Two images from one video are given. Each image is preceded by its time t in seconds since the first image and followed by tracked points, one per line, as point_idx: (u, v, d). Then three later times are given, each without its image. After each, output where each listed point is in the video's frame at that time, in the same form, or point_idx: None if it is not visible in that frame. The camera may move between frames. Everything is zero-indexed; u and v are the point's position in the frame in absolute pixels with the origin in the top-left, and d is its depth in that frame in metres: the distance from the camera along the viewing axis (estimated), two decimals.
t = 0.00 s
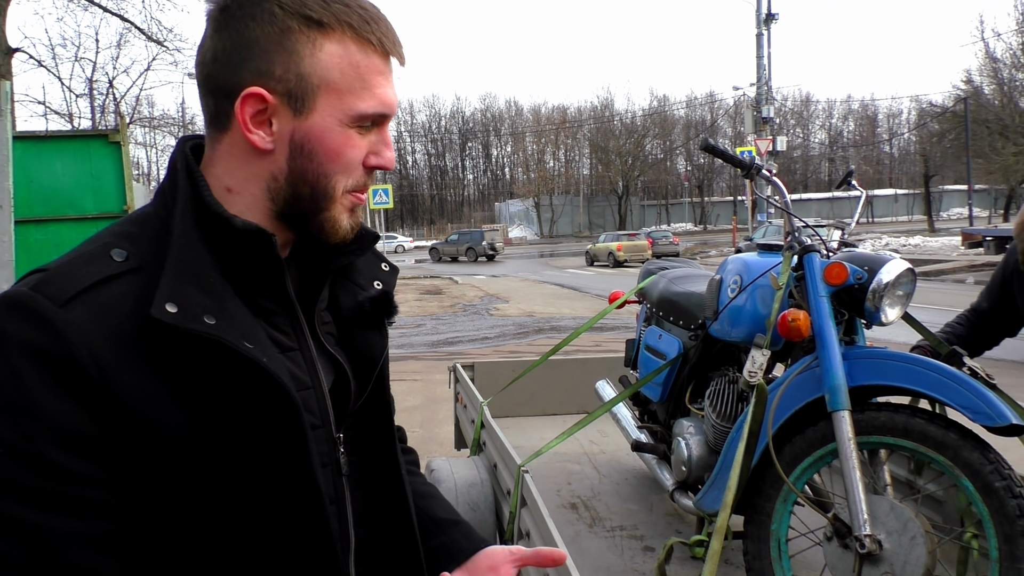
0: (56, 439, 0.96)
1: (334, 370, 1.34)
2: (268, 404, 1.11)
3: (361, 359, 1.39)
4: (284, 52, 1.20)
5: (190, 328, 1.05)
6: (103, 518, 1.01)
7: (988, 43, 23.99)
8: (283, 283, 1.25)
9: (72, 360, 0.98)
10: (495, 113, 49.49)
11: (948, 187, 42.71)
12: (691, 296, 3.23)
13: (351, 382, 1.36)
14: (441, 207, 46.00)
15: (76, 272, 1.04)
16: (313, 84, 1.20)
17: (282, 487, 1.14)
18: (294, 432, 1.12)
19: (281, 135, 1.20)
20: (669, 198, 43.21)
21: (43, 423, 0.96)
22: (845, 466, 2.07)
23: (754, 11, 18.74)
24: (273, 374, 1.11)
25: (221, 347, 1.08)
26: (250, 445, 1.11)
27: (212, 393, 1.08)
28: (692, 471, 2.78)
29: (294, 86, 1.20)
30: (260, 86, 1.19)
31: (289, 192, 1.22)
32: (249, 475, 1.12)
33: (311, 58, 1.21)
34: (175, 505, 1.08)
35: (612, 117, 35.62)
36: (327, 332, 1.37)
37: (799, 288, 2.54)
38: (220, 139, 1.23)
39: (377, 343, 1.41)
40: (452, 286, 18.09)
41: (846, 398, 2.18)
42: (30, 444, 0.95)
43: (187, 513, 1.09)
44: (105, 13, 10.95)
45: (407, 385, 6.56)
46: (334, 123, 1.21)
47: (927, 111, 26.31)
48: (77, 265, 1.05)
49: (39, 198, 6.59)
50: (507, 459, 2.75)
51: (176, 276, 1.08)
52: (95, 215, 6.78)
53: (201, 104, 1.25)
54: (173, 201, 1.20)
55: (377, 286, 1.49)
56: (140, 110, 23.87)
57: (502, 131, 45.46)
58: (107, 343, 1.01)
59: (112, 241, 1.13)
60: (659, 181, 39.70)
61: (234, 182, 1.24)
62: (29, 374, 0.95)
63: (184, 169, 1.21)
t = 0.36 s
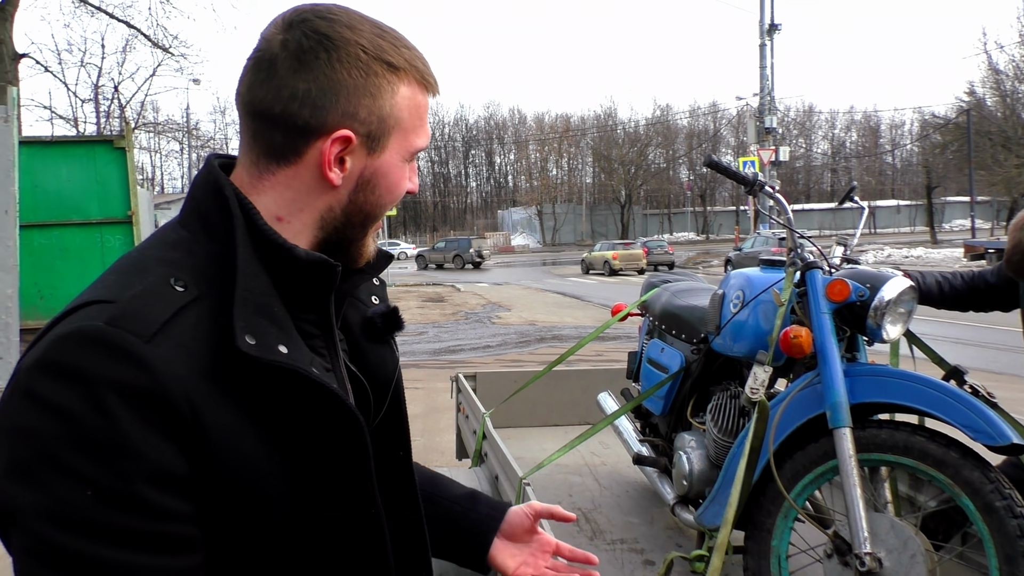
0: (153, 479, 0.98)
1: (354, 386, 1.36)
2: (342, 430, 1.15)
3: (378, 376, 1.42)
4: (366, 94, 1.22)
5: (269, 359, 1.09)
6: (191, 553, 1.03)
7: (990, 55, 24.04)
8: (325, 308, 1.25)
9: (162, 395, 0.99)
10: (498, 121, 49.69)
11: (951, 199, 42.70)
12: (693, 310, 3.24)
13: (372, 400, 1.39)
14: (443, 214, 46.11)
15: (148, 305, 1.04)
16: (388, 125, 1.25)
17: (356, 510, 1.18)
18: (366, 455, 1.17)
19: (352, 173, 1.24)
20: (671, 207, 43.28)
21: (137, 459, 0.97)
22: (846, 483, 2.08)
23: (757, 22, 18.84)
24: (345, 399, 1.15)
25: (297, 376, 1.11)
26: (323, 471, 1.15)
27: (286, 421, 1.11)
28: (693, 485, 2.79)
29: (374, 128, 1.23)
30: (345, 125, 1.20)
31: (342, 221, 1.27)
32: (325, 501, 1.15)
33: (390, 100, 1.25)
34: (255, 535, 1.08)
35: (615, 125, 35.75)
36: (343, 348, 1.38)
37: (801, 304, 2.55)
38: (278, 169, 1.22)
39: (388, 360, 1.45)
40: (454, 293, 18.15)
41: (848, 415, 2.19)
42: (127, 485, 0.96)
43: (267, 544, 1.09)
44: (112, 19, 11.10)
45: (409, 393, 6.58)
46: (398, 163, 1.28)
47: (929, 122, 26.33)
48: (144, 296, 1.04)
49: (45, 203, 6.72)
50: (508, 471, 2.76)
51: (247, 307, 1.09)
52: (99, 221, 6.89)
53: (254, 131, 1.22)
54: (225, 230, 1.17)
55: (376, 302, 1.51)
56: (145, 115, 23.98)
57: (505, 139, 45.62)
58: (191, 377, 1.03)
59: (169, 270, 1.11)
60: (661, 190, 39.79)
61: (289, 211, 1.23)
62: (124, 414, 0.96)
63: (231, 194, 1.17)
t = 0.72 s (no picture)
0: (199, 481, 1.08)
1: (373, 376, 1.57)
2: (369, 415, 1.27)
3: (394, 365, 1.63)
4: (372, 101, 1.28)
5: (303, 357, 1.20)
6: (238, 551, 1.13)
7: (994, 65, 23.99)
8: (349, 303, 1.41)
9: (207, 399, 1.09)
10: (502, 128, 49.77)
11: (954, 208, 42.58)
12: (696, 319, 3.25)
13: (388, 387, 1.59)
14: (446, 221, 46.11)
15: (185, 315, 1.14)
16: (395, 129, 1.32)
17: (387, 493, 1.30)
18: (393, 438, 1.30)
19: (361, 177, 1.31)
20: (674, 215, 43.22)
21: (187, 461, 1.07)
22: (849, 493, 2.08)
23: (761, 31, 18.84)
24: (371, 386, 1.28)
25: (329, 370, 1.23)
26: (354, 456, 1.27)
27: (316, 413, 1.24)
28: (695, 495, 2.78)
29: (380, 132, 1.30)
30: (352, 129, 1.27)
31: (354, 224, 1.34)
32: (356, 485, 1.28)
33: (396, 105, 1.31)
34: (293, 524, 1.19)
35: (618, 133, 35.75)
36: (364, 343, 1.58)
37: (804, 314, 2.56)
38: (290, 176, 1.28)
39: (402, 349, 1.66)
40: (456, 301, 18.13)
41: (851, 426, 2.18)
42: (176, 489, 1.06)
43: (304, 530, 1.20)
44: (119, 27, 11.17)
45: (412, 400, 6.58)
46: (406, 165, 1.35)
47: (933, 132, 26.27)
48: (178, 306, 1.14)
49: (49, 210, 6.89)
50: (511, 480, 2.75)
51: (278, 308, 1.22)
52: (103, 226, 7.11)
53: (265, 140, 1.28)
54: (242, 235, 1.26)
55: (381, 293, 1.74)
56: (149, 121, 24.06)
57: (508, 146, 45.66)
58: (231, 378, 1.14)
59: (195, 277, 1.20)
60: (664, 198, 39.76)
61: (300, 217, 1.30)
62: (170, 419, 1.06)
63: (248, 201, 1.26)
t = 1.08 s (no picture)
0: (178, 490, 1.09)
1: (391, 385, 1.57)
2: (358, 428, 1.28)
3: (414, 376, 1.62)
4: (245, 79, 1.33)
5: (289, 368, 1.21)
6: (215, 557, 1.15)
7: (997, 70, 23.96)
8: (355, 317, 1.43)
9: (186, 407, 1.11)
10: (503, 132, 49.81)
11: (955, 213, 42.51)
12: (697, 323, 3.24)
13: (406, 400, 1.59)
14: (447, 225, 46.13)
15: (175, 321, 1.16)
16: (264, 106, 1.31)
17: (372, 506, 1.31)
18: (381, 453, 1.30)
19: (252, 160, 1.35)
20: (676, 220, 43.18)
21: (164, 469, 1.08)
22: (852, 498, 2.06)
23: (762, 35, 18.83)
24: (360, 400, 1.28)
25: (318, 384, 1.24)
26: (340, 468, 1.28)
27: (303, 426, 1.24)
28: (696, 500, 2.77)
29: (250, 110, 1.33)
30: (235, 114, 1.35)
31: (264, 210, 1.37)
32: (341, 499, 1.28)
33: (263, 79, 1.31)
34: (272, 533, 1.21)
35: (619, 138, 35.75)
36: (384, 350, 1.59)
37: (805, 319, 2.55)
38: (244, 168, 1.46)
39: (424, 359, 1.65)
40: (457, 305, 18.11)
41: (852, 430, 2.17)
42: (151, 494, 1.07)
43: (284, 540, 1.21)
44: (120, 32, 11.19)
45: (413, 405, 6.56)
46: (277, 143, 1.30)
47: (935, 137, 26.22)
48: (170, 312, 1.16)
49: (49, 216, 6.90)
50: (512, 486, 2.74)
51: (270, 319, 1.23)
52: (104, 232, 7.12)
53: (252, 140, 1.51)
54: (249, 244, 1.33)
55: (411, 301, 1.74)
56: (150, 127, 24.08)
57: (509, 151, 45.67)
58: (216, 389, 1.15)
59: (193, 283, 1.23)
60: (666, 202, 39.74)
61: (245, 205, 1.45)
62: (149, 426, 1.07)
63: (254, 209, 1.34)
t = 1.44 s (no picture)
0: (116, 480, 1.11)
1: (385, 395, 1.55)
2: (311, 430, 1.27)
3: (413, 379, 1.60)
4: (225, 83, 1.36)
5: (237, 367, 1.19)
6: (157, 548, 1.16)
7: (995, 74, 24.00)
8: (330, 322, 1.40)
9: (128, 400, 1.11)
10: (502, 136, 49.86)
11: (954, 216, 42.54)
12: (695, 326, 3.23)
13: (398, 406, 1.56)
14: (447, 229, 46.14)
15: (134, 314, 1.18)
16: (236, 109, 1.34)
17: (325, 510, 1.30)
18: (335, 459, 1.28)
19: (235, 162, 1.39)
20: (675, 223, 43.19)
21: (104, 459, 1.10)
22: (850, 501, 2.06)
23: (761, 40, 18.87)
24: (313, 403, 1.26)
25: (268, 385, 1.22)
26: (292, 471, 1.27)
27: (254, 426, 1.24)
28: (695, 504, 2.76)
29: (227, 112, 1.35)
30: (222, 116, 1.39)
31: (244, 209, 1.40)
32: (292, 500, 1.27)
33: (236, 83, 1.33)
34: (220, 526, 1.22)
35: (618, 142, 35.79)
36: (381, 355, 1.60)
37: (804, 322, 2.55)
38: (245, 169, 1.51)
39: (427, 366, 1.62)
40: (456, 309, 18.09)
41: (851, 433, 2.16)
42: (90, 482, 1.09)
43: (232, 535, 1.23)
44: (120, 36, 11.20)
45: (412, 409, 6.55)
46: (246, 145, 1.32)
47: (934, 140, 26.26)
48: (132, 305, 1.19)
49: (48, 220, 6.89)
50: (511, 490, 2.73)
51: (227, 317, 1.23)
52: (103, 235, 7.11)
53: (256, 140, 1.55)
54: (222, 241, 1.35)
55: (422, 307, 1.71)
56: (150, 131, 24.08)
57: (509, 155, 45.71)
58: (163, 384, 1.16)
59: (165, 282, 1.26)
60: (665, 205, 39.75)
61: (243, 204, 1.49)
62: (90, 414, 1.09)
63: (231, 208, 1.37)
